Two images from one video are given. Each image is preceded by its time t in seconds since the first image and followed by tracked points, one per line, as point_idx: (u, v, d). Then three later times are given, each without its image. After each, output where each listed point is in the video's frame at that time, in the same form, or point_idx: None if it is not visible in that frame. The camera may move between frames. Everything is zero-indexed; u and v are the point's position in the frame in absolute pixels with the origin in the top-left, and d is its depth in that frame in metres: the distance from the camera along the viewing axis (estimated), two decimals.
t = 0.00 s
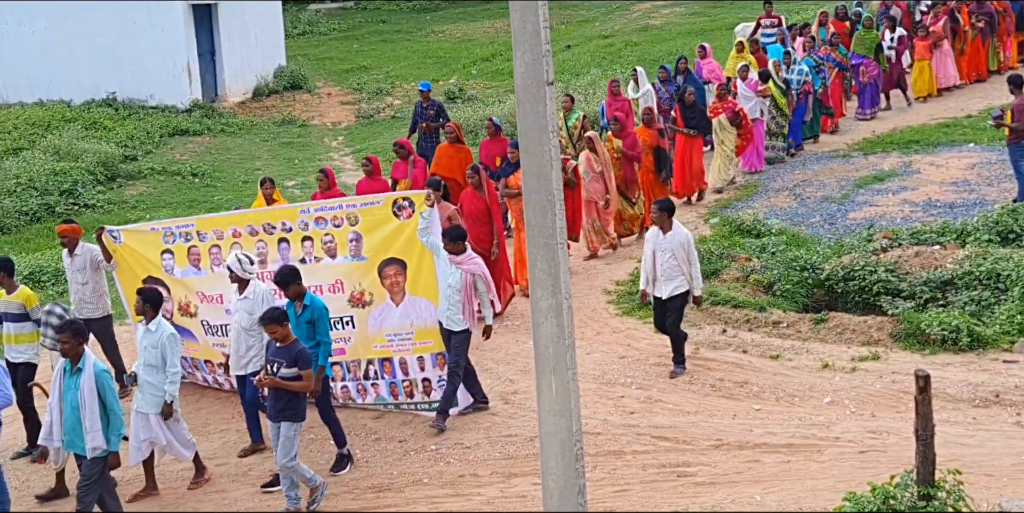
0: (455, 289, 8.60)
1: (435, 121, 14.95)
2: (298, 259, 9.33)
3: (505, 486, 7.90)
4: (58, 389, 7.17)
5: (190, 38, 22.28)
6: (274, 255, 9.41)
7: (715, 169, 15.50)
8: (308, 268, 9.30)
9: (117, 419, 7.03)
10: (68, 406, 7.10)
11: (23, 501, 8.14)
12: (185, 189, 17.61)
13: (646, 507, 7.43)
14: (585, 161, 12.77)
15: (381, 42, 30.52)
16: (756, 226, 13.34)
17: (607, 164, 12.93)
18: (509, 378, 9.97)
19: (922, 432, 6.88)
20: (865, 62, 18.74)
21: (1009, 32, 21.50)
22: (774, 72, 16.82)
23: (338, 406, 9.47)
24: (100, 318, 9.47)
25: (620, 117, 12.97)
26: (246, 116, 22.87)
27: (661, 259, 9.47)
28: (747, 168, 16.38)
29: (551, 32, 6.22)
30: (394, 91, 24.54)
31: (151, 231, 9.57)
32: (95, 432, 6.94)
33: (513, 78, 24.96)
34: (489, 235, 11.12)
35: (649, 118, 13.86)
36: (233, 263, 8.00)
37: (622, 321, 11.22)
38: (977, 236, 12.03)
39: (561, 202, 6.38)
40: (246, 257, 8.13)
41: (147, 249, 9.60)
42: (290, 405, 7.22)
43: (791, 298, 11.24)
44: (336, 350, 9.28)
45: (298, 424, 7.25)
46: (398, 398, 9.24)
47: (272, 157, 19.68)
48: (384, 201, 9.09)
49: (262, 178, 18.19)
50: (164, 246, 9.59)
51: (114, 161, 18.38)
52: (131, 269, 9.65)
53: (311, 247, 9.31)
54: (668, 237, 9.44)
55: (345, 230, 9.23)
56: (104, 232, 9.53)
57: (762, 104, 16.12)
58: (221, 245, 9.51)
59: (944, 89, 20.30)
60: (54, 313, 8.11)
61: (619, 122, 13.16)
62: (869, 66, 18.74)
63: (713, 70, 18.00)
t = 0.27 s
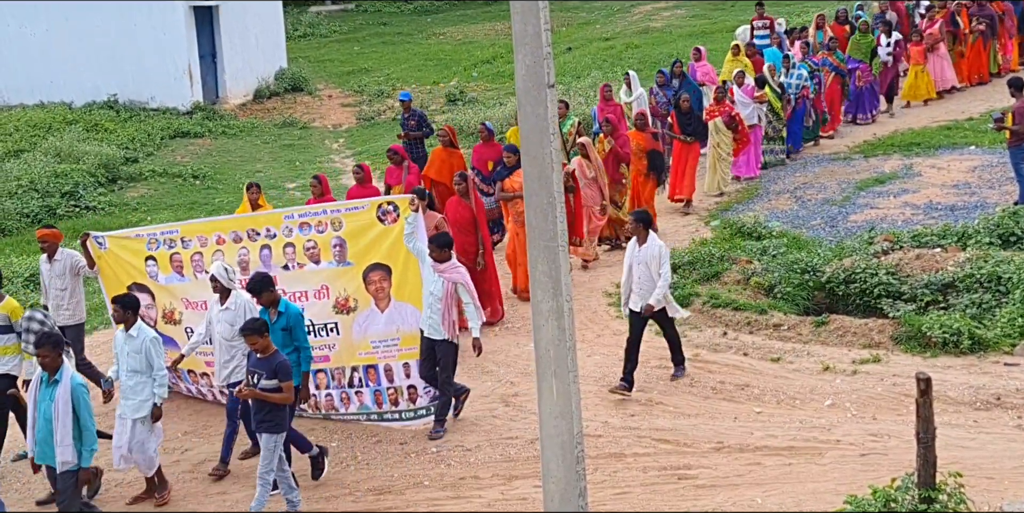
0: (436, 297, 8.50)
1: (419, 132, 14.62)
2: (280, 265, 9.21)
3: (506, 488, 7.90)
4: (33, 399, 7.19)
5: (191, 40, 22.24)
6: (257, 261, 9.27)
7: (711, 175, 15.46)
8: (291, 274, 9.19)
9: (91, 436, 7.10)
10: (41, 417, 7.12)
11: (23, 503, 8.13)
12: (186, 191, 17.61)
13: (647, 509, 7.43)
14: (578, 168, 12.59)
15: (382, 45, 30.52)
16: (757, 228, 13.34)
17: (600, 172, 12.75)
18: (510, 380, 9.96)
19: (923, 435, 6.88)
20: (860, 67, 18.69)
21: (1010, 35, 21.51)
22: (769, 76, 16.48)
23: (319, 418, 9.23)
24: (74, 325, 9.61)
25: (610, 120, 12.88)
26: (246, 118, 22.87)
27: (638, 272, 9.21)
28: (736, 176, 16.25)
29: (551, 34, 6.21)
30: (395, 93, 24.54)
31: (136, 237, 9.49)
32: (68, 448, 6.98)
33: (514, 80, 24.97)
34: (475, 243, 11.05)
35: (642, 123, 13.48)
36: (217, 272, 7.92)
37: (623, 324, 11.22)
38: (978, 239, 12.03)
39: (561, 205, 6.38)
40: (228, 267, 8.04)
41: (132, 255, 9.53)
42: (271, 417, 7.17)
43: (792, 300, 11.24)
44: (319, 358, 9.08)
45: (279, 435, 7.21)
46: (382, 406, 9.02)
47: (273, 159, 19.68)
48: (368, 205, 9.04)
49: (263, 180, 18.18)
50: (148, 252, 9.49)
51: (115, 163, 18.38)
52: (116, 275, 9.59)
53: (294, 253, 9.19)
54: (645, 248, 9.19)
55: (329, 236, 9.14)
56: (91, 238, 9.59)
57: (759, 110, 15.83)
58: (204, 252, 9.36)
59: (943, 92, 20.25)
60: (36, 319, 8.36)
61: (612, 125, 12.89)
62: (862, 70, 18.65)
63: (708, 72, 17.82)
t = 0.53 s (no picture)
0: (423, 306, 8.42)
1: (400, 136, 14.90)
2: (263, 273, 9.05)
3: (507, 490, 7.90)
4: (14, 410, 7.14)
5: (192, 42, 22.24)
6: (239, 269, 9.10)
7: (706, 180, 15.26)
8: (273, 282, 9.03)
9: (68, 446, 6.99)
10: (23, 427, 7.08)
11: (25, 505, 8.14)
12: (188, 193, 17.62)
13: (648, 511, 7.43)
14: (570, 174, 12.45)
15: (383, 47, 30.54)
16: (758, 230, 13.35)
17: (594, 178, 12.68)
18: (511, 383, 9.97)
19: (924, 437, 6.88)
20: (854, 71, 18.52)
21: (1011, 37, 21.54)
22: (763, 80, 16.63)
23: (301, 428, 9.14)
24: (60, 333, 9.45)
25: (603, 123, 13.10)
26: (248, 120, 22.89)
27: (609, 283, 8.99)
28: (736, 181, 16.03)
29: (553, 36, 6.22)
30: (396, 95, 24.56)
31: (119, 245, 9.26)
32: (46, 457, 6.89)
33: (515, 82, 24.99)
34: (464, 250, 10.88)
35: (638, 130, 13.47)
36: (205, 279, 7.95)
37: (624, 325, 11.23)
38: (979, 240, 12.03)
39: (563, 206, 6.39)
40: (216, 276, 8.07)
41: (115, 264, 9.29)
42: (250, 430, 7.07)
43: (793, 302, 11.25)
44: (301, 367, 8.98)
45: (257, 450, 7.11)
46: (364, 416, 8.94)
47: (275, 161, 19.69)
48: (352, 213, 8.93)
49: (264, 182, 18.19)
50: (131, 260, 9.27)
51: (116, 165, 18.39)
52: (99, 284, 9.34)
53: (277, 261, 9.04)
54: (616, 258, 8.99)
55: (312, 244, 9.01)
56: (72, 246, 9.33)
57: (753, 115, 16.01)
58: (187, 260, 9.19)
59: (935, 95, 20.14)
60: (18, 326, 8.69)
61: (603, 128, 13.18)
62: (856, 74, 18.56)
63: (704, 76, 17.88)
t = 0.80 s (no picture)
0: (402, 322, 8.19)
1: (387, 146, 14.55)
2: (247, 287, 9.01)
3: (510, 493, 7.90)
4: None
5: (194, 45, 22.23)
6: (224, 283, 9.06)
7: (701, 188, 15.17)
8: (257, 296, 8.97)
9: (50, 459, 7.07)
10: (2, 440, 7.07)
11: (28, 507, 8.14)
12: (191, 196, 17.64)
13: None
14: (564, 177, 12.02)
15: (386, 50, 30.57)
16: (760, 232, 13.36)
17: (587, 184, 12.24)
18: (513, 386, 9.97)
19: (926, 440, 6.88)
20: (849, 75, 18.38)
21: (1014, 40, 21.54)
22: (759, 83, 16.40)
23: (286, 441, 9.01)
24: (48, 343, 9.41)
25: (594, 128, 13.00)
26: (250, 123, 22.92)
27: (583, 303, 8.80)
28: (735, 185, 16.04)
29: (554, 39, 6.23)
30: (398, 98, 24.57)
31: (104, 257, 9.27)
32: (31, 472, 6.96)
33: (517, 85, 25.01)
34: (455, 259, 10.91)
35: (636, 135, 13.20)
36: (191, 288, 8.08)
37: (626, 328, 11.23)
38: (982, 243, 12.02)
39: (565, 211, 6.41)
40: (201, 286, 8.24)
41: (100, 275, 9.29)
42: (234, 440, 7.04)
43: (795, 304, 11.25)
44: (284, 382, 8.89)
45: (242, 459, 7.08)
46: (348, 432, 8.83)
47: (277, 164, 19.71)
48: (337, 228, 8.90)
49: (266, 185, 18.20)
50: (117, 272, 9.26)
51: (119, 169, 18.42)
52: (82, 296, 9.34)
53: (262, 275, 9.00)
54: (589, 277, 8.79)
55: (297, 258, 8.97)
56: (56, 255, 9.32)
57: (748, 119, 15.95)
58: (174, 272, 9.17)
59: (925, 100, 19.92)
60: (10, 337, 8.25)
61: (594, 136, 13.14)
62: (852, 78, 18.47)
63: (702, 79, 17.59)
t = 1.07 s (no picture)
0: (380, 327, 8.05)
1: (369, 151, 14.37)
2: (231, 295, 8.81)
3: (512, 494, 7.90)
4: None
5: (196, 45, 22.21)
6: (208, 291, 8.87)
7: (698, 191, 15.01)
8: (240, 305, 8.76)
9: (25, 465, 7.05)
10: None
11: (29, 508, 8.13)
12: (193, 197, 17.65)
13: None
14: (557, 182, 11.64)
15: (388, 50, 30.58)
16: (763, 233, 13.36)
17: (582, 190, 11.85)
18: (515, 387, 9.97)
19: (929, 441, 6.88)
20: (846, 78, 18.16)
21: (1016, 41, 21.52)
22: (758, 87, 16.26)
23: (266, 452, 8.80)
24: (36, 349, 8.98)
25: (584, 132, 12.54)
26: (253, 124, 22.93)
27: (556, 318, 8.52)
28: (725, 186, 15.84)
29: (555, 40, 6.22)
30: (400, 99, 24.58)
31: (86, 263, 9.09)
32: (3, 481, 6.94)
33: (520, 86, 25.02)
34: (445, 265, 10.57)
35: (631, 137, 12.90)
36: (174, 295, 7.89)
37: (628, 329, 11.22)
38: (984, 244, 12.01)
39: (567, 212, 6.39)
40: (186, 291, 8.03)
41: (81, 282, 9.12)
42: (211, 451, 6.95)
43: (797, 305, 11.24)
44: (266, 391, 8.68)
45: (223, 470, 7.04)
46: (331, 440, 8.66)
47: (279, 165, 19.72)
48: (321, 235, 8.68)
49: (268, 186, 18.21)
50: (99, 279, 9.10)
51: (121, 170, 18.43)
52: (65, 301, 9.17)
53: (246, 283, 8.80)
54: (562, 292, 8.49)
55: (281, 265, 8.76)
56: (38, 261, 9.15)
57: (747, 123, 15.67)
58: (157, 281, 8.98)
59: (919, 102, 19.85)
60: None
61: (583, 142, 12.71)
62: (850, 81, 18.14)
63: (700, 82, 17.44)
